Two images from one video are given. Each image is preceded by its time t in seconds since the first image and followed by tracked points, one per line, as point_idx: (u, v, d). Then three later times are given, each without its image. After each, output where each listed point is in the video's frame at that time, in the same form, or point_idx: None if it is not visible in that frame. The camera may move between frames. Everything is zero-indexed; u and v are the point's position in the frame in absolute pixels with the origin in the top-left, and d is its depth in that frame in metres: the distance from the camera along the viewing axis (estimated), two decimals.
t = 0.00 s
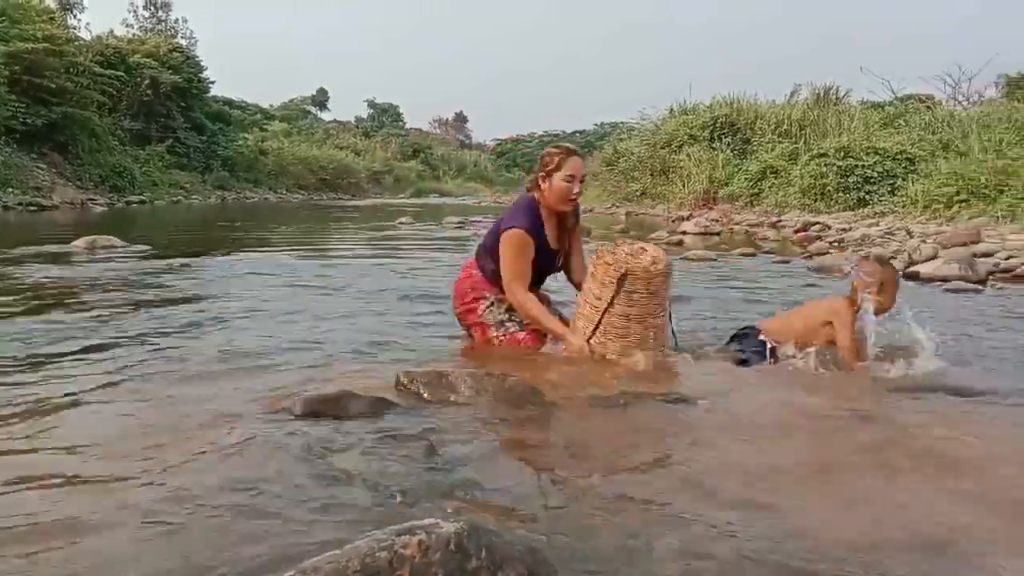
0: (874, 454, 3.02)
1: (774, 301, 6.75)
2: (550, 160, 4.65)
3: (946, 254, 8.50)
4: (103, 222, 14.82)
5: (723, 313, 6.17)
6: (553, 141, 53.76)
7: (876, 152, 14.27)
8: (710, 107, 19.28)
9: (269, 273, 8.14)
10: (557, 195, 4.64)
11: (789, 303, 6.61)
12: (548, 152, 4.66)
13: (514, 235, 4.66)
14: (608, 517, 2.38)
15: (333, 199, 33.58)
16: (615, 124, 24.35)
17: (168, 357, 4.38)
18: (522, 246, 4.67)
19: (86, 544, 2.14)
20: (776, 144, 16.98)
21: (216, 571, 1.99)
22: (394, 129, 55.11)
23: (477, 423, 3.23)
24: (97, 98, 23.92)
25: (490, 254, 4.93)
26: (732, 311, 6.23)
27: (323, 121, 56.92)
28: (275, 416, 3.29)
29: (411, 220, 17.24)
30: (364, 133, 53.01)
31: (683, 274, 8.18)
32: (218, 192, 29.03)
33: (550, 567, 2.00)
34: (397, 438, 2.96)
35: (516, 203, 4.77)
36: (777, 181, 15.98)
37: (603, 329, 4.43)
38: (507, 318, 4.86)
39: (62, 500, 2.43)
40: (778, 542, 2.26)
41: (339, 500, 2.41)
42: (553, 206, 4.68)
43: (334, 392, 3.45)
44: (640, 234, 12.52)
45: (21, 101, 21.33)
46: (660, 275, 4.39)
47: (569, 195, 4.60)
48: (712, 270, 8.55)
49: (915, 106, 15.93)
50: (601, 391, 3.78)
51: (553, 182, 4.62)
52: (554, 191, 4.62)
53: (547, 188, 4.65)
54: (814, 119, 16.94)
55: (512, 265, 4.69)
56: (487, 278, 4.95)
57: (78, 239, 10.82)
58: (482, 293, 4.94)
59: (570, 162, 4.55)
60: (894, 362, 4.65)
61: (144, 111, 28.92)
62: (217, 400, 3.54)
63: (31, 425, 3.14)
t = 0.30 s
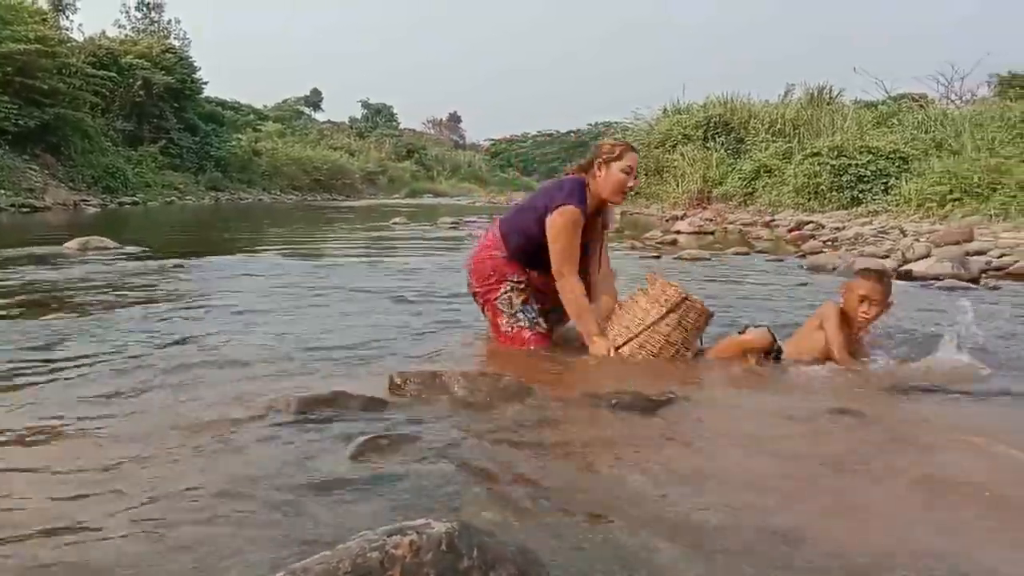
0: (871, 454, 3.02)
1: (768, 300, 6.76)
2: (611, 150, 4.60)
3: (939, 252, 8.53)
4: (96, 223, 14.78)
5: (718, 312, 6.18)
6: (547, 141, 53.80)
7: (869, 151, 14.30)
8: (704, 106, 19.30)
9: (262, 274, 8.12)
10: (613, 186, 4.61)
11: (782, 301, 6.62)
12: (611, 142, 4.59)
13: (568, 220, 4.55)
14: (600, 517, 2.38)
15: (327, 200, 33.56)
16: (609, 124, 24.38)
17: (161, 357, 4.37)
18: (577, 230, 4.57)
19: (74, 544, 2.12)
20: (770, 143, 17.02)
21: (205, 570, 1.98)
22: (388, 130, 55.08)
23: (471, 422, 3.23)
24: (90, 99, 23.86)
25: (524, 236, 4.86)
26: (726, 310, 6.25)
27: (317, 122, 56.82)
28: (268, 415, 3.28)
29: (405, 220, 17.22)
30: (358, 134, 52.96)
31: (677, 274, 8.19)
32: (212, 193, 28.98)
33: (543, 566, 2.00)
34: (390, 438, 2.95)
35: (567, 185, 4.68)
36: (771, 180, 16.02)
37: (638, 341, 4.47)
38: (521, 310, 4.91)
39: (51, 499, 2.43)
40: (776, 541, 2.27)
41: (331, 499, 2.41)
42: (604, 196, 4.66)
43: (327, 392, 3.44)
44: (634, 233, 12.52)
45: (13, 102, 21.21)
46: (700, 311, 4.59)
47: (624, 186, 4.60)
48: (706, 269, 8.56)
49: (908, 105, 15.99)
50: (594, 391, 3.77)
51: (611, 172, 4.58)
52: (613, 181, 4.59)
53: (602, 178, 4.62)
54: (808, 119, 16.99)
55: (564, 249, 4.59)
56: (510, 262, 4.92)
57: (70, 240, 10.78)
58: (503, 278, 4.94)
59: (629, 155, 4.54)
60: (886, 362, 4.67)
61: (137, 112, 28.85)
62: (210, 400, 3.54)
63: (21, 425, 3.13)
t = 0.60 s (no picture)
0: (862, 454, 3.04)
1: (760, 300, 6.78)
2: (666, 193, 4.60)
3: (931, 252, 8.57)
4: (88, 223, 14.74)
5: (711, 312, 6.20)
6: (541, 140, 53.89)
7: (862, 151, 14.33)
8: (698, 107, 19.33)
9: (255, 274, 8.11)
10: (658, 225, 4.63)
11: (775, 302, 6.64)
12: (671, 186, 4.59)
13: (608, 244, 4.55)
14: (592, 516, 2.39)
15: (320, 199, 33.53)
16: (603, 124, 24.41)
17: (154, 356, 4.36)
18: (613, 249, 4.55)
19: (67, 544, 2.12)
20: (763, 143, 17.05)
21: (198, 570, 1.99)
22: (382, 129, 55.05)
23: (464, 422, 3.24)
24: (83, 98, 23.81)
25: (559, 228, 4.85)
26: (719, 310, 6.27)
27: (310, 122, 56.75)
28: (261, 415, 3.28)
29: (398, 220, 17.21)
30: (352, 134, 52.92)
31: (670, 274, 8.21)
32: (205, 192, 28.90)
33: (535, 566, 2.00)
34: (382, 438, 2.95)
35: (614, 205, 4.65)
36: (765, 180, 16.05)
37: (638, 350, 4.51)
38: (534, 299, 4.96)
39: (44, 498, 2.43)
40: (767, 541, 2.28)
41: (322, 499, 2.41)
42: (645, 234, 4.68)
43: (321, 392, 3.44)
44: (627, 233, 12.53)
45: (6, 101, 21.13)
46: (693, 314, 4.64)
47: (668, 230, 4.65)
48: (700, 269, 8.58)
49: (900, 106, 16.05)
50: (588, 391, 3.78)
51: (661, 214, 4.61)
52: (659, 221, 4.63)
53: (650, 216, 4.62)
54: (801, 119, 17.04)
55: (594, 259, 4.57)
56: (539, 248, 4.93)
57: (62, 240, 10.74)
58: (529, 261, 4.94)
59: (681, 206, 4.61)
60: (878, 362, 4.69)
61: (130, 112, 28.77)
62: (202, 399, 3.53)
63: (13, 424, 3.12)
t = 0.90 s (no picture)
0: (853, 454, 3.05)
1: (752, 300, 6.80)
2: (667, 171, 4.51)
3: (923, 252, 8.61)
4: (79, 223, 14.68)
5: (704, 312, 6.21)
6: (535, 141, 53.95)
7: (854, 152, 14.38)
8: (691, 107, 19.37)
9: (247, 275, 8.10)
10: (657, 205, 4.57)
11: (767, 302, 6.66)
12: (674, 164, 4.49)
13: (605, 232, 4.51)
14: (583, 517, 2.39)
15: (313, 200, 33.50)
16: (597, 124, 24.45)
17: (145, 357, 4.34)
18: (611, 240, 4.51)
19: (55, 545, 2.12)
20: (756, 144, 17.09)
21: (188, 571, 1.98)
22: (375, 130, 55.02)
23: (455, 423, 3.24)
24: (75, 99, 23.73)
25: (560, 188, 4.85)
26: (712, 310, 6.28)
27: (303, 123, 56.68)
28: (252, 416, 3.27)
29: (391, 220, 17.21)
30: (345, 134, 52.88)
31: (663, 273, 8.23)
32: (197, 193, 28.84)
33: (525, 567, 2.00)
34: (374, 439, 2.95)
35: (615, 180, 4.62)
36: (757, 181, 16.11)
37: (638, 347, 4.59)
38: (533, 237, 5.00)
39: (33, 499, 2.42)
40: (758, 541, 2.29)
41: (314, 500, 2.41)
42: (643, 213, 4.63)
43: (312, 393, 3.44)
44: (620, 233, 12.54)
45: None
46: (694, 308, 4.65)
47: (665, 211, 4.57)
48: (692, 269, 8.59)
49: (892, 106, 16.13)
50: (582, 390, 3.80)
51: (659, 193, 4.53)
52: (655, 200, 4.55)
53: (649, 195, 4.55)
54: (794, 119, 17.09)
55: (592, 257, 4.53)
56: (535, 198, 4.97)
57: (53, 241, 10.70)
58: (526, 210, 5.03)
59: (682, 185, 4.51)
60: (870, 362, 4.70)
61: (122, 113, 28.69)
62: (194, 400, 3.52)
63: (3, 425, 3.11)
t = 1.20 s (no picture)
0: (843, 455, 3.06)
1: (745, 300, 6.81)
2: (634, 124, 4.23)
3: (915, 252, 8.65)
4: (72, 227, 14.64)
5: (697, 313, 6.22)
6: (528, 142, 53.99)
7: (846, 152, 14.42)
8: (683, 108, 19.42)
9: (240, 277, 8.08)
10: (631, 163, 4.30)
11: (759, 303, 6.67)
12: (640, 115, 4.19)
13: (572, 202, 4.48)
14: (574, 519, 2.40)
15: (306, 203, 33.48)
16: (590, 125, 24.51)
17: (137, 360, 4.33)
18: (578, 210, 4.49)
19: (44, 547, 2.12)
20: (748, 144, 17.15)
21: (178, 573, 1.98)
22: (369, 132, 55.02)
23: (446, 425, 3.24)
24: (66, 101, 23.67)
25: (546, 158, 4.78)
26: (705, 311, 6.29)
27: (297, 125, 56.65)
28: (244, 419, 3.27)
29: (384, 222, 17.22)
30: (339, 137, 52.86)
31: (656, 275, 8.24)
32: (189, 196, 28.80)
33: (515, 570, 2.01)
34: (365, 442, 2.94)
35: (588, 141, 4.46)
36: (749, 182, 16.19)
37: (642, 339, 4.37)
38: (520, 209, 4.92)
39: (21, 501, 2.41)
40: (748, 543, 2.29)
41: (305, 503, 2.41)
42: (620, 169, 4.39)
43: (304, 396, 3.44)
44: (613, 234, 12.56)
45: None
46: (716, 297, 4.18)
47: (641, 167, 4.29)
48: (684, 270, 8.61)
49: (884, 106, 16.21)
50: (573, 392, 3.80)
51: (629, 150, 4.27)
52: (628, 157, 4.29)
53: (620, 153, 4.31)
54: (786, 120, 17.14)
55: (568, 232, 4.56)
56: (530, 169, 4.97)
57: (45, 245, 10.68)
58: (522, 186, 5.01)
59: (651, 138, 4.19)
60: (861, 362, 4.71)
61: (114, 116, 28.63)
62: (185, 403, 3.52)
63: None
